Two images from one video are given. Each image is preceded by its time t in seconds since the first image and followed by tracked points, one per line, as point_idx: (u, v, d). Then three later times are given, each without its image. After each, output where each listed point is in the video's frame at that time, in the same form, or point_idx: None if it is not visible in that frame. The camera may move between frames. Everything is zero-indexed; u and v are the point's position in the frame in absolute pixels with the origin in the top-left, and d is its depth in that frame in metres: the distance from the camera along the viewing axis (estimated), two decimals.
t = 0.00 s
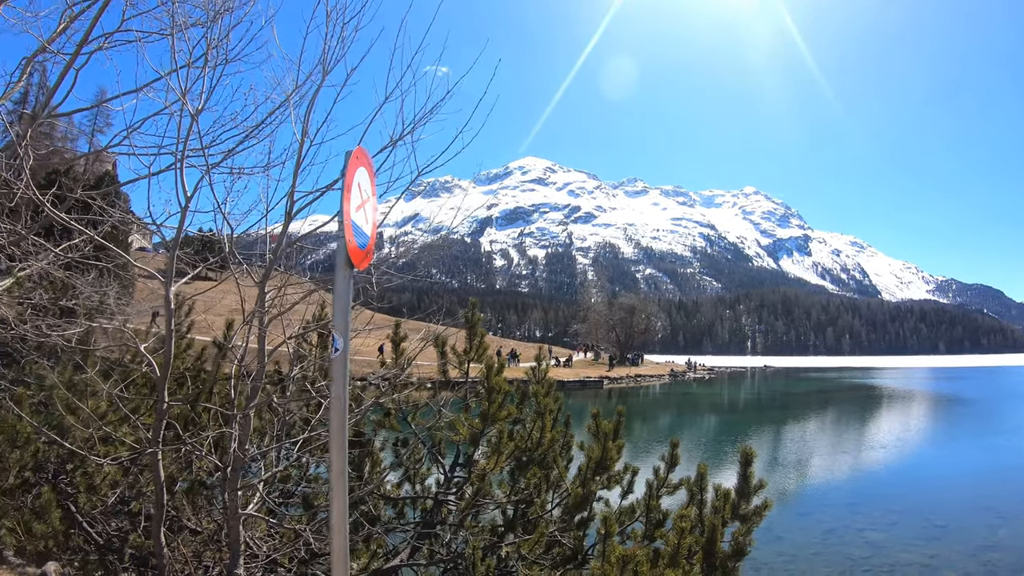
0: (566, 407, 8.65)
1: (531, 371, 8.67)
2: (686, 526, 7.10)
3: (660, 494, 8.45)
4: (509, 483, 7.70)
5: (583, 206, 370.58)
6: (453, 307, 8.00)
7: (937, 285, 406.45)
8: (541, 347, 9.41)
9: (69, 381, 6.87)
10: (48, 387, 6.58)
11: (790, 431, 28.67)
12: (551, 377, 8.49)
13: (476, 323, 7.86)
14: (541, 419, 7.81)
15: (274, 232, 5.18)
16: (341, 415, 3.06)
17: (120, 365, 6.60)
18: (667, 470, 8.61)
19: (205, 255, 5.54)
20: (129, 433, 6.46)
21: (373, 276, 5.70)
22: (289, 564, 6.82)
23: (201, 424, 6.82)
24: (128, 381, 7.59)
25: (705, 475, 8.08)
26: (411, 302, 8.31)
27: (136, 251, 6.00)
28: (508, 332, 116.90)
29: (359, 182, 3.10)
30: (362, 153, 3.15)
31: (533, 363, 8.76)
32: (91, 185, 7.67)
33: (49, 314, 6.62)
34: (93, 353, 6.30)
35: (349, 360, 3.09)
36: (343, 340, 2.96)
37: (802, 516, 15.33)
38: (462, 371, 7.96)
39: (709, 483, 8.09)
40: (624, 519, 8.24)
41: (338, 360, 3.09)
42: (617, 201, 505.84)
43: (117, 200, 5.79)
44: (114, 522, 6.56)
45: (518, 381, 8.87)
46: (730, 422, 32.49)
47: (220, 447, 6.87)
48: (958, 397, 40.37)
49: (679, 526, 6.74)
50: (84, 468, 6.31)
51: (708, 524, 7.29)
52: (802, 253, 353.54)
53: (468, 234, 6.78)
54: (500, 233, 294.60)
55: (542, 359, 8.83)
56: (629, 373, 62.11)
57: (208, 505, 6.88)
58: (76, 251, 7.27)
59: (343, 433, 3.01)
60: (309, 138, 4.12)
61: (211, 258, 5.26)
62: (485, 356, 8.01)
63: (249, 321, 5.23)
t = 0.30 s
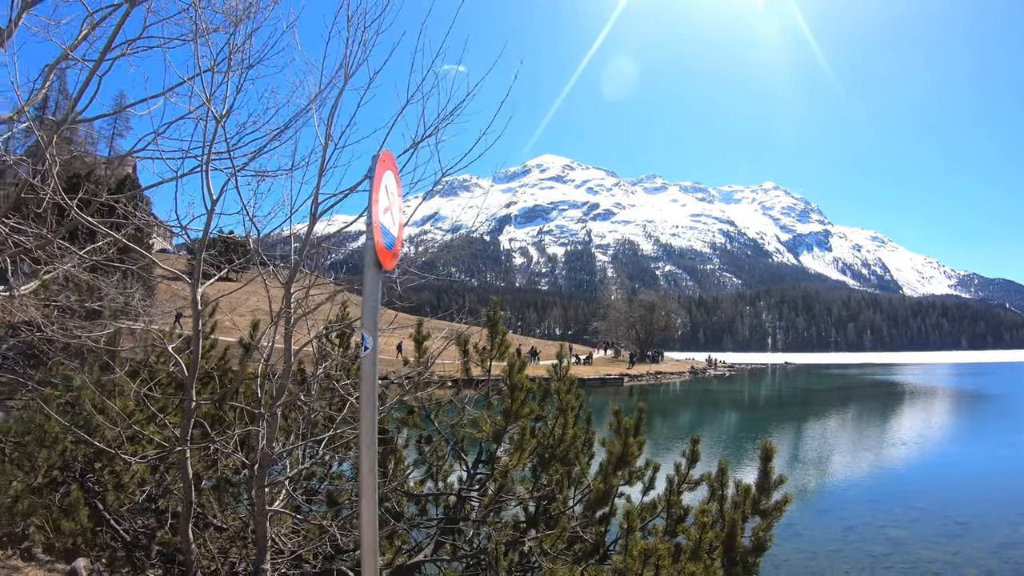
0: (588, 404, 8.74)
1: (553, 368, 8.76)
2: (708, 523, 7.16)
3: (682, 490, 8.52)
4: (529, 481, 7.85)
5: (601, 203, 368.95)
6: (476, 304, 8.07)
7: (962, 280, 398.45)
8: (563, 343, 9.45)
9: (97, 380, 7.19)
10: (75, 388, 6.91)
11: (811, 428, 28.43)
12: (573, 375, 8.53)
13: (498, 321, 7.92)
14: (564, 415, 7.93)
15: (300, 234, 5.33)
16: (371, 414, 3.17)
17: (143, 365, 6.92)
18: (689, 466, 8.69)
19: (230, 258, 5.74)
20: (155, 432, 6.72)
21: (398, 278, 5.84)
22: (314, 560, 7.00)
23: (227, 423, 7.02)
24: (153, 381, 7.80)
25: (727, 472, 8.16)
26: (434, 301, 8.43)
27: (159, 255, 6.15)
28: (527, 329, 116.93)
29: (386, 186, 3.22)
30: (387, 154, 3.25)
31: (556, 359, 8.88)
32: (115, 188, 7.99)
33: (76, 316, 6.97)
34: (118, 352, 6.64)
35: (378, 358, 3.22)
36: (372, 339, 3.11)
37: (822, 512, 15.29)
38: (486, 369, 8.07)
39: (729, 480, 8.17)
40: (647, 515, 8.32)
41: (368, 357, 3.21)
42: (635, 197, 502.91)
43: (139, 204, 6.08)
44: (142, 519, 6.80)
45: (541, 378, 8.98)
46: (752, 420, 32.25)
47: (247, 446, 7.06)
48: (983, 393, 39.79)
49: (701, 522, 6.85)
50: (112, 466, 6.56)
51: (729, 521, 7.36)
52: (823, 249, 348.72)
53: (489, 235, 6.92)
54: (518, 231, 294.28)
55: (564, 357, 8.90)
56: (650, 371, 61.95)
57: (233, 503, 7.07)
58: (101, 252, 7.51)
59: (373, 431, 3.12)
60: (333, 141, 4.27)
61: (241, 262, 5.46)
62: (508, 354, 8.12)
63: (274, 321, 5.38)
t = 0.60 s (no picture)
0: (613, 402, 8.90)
1: (579, 365, 8.91)
2: (732, 519, 7.31)
3: (707, 486, 8.66)
4: (554, 478, 8.08)
5: (621, 199, 366.56)
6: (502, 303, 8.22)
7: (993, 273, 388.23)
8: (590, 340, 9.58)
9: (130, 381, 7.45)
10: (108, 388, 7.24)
11: (836, 425, 28.13)
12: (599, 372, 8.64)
13: (524, 321, 8.08)
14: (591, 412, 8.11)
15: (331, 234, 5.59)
16: (405, 412, 3.38)
17: (174, 366, 7.32)
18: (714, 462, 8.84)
19: (259, 260, 5.99)
20: (188, 431, 6.97)
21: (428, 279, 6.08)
22: (345, 555, 7.31)
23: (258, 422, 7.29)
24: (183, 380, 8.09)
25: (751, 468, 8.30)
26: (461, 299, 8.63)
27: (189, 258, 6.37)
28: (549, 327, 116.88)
29: (417, 191, 3.39)
30: (420, 160, 3.42)
31: (581, 357, 9.04)
32: (142, 196, 8.40)
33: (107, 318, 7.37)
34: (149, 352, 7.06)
35: (414, 358, 3.47)
36: (406, 341, 3.38)
37: (847, 509, 15.27)
38: (512, 366, 8.26)
39: (753, 476, 8.32)
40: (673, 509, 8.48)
41: (403, 359, 3.47)
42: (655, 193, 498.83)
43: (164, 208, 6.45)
44: (173, 517, 7.04)
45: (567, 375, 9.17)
46: (777, 416, 32.00)
47: (279, 444, 7.36)
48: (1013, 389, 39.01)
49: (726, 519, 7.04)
50: (146, 464, 6.85)
51: (754, 518, 7.50)
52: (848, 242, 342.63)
53: (513, 232, 7.12)
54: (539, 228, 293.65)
55: (589, 354, 9.08)
56: (674, 367, 61.64)
57: (265, 501, 7.37)
58: (130, 257, 7.83)
59: (410, 431, 3.33)
60: (361, 143, 4.53)
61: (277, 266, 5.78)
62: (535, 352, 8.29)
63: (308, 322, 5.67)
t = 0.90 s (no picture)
0: (645, 397, 9.23)
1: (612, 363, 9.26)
2: (763, 512, 7.54)
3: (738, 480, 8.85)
4: (588, 473, 8.38)
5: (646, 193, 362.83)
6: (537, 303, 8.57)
7: None
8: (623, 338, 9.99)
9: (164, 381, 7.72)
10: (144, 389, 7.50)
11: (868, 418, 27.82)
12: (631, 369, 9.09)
13: (557, 320, 8.56)
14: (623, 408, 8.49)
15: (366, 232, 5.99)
16: (446, 410, 3.35)
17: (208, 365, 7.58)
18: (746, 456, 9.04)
19: (293, 261, 6.35)
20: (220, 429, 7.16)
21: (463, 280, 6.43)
22: (380, 550, 7.40)
23: (293, 420, 7.14)
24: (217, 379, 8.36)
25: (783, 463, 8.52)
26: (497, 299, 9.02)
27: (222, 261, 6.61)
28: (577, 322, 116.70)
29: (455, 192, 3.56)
30: (455, 164, 3.60)
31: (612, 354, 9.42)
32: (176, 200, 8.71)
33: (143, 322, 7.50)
34: (184, 354, 7.10)
35: (451, 357, 3.49)
36: (445, 336, 3.43)
37: (880, 503, 15.26)
38: (545, 362, 8.71)
39: (785, 471, 8.52)
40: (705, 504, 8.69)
41: (442, 360, 3.52)
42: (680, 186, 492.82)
43: (197, 207, 6.73)
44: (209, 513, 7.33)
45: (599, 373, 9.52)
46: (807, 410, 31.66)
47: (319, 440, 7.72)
48: None
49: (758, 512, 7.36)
50: (183, 463, 7.09)
51: (786, 511, 7.74)
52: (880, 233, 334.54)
53: (543, 227, 7.48)
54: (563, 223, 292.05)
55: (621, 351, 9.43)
56: (704, 362, 61.17)
57: (300, 498, 7.47)
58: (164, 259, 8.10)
59: (448, 429, 3.25)
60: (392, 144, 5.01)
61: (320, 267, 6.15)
62: (565, 348, 8.74)
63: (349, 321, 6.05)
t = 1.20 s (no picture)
0: (645, 397, 9.25)
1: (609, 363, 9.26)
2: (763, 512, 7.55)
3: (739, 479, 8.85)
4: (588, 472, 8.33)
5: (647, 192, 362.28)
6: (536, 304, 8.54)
7: None
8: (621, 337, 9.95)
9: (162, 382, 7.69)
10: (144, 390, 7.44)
11: (868, 418, 27.78)
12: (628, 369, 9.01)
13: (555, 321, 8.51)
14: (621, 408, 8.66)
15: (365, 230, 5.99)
16: (445, 411, 3.35)
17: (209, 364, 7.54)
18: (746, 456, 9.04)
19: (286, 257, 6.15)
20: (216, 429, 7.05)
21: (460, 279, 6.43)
22: (380, 550, 7.36)
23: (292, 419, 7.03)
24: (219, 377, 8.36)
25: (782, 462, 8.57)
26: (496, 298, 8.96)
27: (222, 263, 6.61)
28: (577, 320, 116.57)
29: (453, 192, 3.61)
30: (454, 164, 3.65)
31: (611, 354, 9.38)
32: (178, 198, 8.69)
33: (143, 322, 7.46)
34: (184, 354, 7.05)
35: (450, 358, 3.50)
36: (445, 337, 3.44)
37: (881, 501, 15.26)
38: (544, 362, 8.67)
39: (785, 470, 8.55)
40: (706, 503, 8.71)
41: (440, 359, 3.52)
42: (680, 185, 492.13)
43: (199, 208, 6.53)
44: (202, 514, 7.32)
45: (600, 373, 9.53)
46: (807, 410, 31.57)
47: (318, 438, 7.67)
48: None
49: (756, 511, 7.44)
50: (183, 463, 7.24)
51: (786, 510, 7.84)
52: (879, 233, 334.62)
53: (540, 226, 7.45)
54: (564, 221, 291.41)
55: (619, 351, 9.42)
56: (703, 361, 61.16)
57: (299, 498, 7.41)
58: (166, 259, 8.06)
59: (448, 428, 3.28)
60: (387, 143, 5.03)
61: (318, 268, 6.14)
62: (564, 348, 8.92)
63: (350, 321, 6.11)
